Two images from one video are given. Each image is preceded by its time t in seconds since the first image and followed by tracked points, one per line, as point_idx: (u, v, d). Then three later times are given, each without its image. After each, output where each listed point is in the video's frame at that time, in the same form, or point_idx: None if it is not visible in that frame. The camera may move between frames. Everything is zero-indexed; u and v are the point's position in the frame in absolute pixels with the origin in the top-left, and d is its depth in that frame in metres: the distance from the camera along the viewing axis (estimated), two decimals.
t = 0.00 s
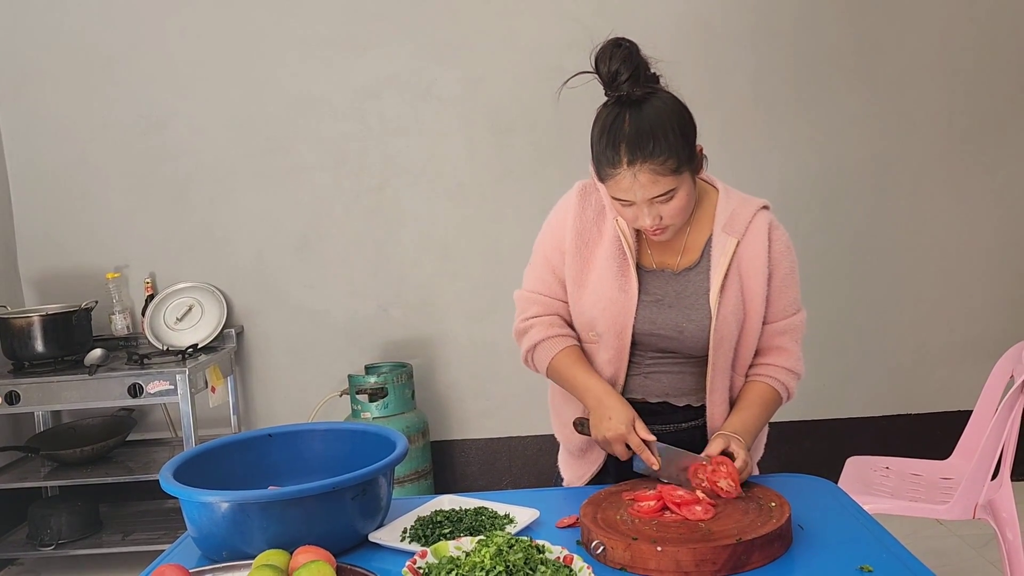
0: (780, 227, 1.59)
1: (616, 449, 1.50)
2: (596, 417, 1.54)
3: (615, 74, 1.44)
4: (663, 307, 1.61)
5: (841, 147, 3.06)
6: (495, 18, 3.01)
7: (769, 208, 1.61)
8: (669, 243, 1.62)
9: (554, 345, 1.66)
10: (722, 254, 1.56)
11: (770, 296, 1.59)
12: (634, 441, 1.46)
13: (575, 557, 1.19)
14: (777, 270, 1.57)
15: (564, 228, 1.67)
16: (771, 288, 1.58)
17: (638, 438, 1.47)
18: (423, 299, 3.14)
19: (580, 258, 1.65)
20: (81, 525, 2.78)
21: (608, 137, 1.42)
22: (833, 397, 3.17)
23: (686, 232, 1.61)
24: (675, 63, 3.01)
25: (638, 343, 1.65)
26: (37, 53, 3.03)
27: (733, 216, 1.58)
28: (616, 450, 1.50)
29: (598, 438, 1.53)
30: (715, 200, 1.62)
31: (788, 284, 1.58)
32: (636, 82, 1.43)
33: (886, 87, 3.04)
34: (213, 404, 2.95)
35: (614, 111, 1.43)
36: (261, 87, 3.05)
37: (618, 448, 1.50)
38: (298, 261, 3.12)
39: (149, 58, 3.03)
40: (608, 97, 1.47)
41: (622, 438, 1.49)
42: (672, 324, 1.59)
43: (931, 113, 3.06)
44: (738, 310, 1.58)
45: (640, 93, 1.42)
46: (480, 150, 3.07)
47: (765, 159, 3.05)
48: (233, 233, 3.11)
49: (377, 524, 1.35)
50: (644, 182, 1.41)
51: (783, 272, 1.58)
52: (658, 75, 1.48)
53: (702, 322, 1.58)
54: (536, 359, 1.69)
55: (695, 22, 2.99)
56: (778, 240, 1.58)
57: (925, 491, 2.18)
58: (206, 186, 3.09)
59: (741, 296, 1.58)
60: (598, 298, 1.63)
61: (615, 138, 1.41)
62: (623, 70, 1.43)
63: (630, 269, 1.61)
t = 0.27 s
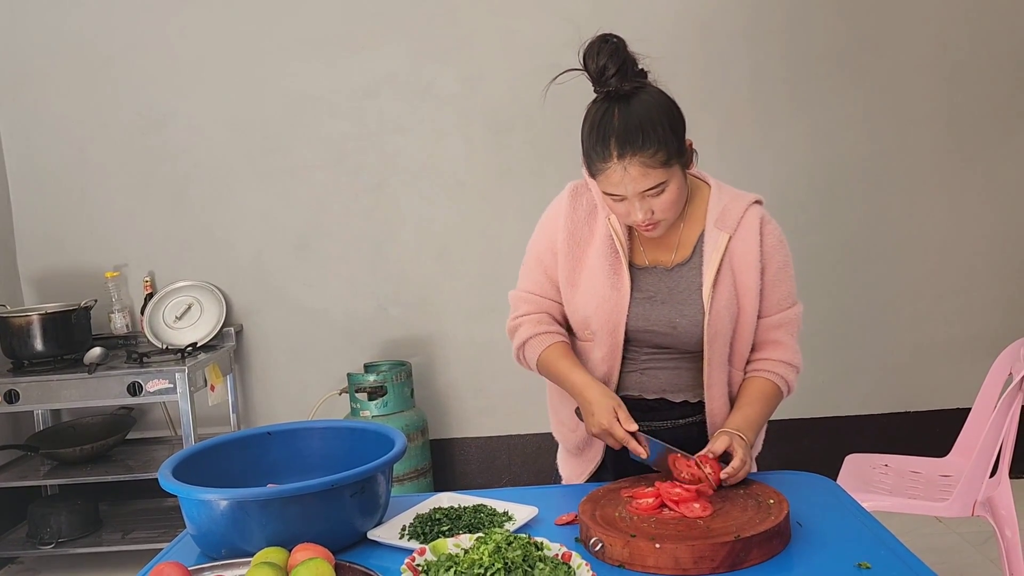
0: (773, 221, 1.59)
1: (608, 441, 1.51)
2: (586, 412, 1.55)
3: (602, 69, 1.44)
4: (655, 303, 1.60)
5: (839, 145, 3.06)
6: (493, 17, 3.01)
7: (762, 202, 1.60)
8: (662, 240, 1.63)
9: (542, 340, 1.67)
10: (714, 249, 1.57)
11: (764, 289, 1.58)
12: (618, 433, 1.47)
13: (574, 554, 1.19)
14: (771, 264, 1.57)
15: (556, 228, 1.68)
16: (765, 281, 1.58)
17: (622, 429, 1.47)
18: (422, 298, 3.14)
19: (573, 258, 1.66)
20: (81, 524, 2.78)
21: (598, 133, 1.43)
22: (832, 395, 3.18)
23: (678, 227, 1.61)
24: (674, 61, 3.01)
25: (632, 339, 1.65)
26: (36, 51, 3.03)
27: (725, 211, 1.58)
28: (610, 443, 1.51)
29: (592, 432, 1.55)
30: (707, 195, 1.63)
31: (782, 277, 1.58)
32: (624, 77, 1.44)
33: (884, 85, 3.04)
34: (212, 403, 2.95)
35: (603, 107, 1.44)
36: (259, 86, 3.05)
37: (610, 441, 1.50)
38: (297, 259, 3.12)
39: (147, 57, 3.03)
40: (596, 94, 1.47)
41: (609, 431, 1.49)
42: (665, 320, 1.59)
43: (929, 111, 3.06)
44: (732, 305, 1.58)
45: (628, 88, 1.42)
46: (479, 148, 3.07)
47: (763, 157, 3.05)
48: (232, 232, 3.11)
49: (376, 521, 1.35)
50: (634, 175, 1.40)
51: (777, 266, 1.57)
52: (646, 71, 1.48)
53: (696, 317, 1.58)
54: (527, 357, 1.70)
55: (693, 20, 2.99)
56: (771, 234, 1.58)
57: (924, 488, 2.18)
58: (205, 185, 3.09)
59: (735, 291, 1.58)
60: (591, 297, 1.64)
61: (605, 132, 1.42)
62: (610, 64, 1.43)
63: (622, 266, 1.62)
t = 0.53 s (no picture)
0: (768, 218, 1.59)
1: (611, 424, 1.53)
2: (591, 395, 1.57)
3: (592, 74, 1.42)
4: (650, 305, 1.61)
5: (838, 144, 3.06)
6: (493, 16, 3.01)
7: (756, 198, 1.60)
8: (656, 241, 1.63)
9: (541, 336, 1.68)
10: (708, 249, 1.56)
11: (760, 287, 1.58)
12: (629, 413, 1.50)
13: (575, 552, 1.19)
14: (766, 260, 1.57)
15: (548, 233, 1.67)
16: (761, 279, 1.58)
17: (632, 411, 1.50)
18: (422, 296, 3.14)
19: (566, 261, 1.66)
20: (80, 523, 2.77)
21: (591, 138, 1.43)
22: (831, 394, 3.18)
23: (673, 228, 1.61)
24: (672, 59, 3.00)
25: (628, 340, 1.65)
26: (34, 50, 3.03)
27: (719, 209, 1.58)
28: (612, 426, 1.53)
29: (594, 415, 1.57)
30: (701, 194, 1.63)
31: (778, 274, 1.57)
32: (615, 81, 1.42)
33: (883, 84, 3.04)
34: (211, 402, 2.95)
35: (594, 111, 1.43)
36: (258, 85, 3.04)
37: (614, 423, 1.52)
38: (296, 258, 3.12)
39: (146, 56, 3.03)
40: (587, 99, 1.46)
41: (617, 411, 1.52)
42: (660, 321, 1.60)
43: (927, 109, 3.06)
44: (728, 303, 1.58)
45: (619, 92, 1.42)
46: (478, 147, 3.07)
47: (762, 156, 3.05)
48: (231, 231, 3.11)
49: (377, 520, 1.35)
50: (628, 181, 1.40)
51: (772, 262, 1.57)
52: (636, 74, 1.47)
53: (691, 318, 1.58)
54: (527, 355, 1.71)
55: (692, 19, 2.99)
56: (765, 231, 1.58)
57: (924, 486, 2.18)
58: (204, 184, 3.09)
59: (730, 290, 1.58)
60: (585, 299, 1.64)
61: (597, 138, 1.42)
62: (600, 70, 1.42)
63: (616, 269, 1.62)
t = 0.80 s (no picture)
0: (767, 218, 1.59)
1: (605, 413, 1.54)
2: (585, 384, 1.58)
3: (589, 80, 1.44)
4: (650, 307, 1.61)
5: (837, 143, 3.06)
6: (492, 15, 3.01)
7: (756, 198, 1.60)
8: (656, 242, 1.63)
9: (535, 329, 1.68)
10: (708, 250, 1.56)
11: (758, 288, 1.58)
12: (623, 403, 1.51)
13: (575, 550, 1.19)
14: (765, 262, 1.57)
15: (546, 233, 1.67)
16: (760, 280, 1.58)
17: (626, 401, 1.52)
18: (421, 295, 3.14)
19: (565, 262, 1.66)
20: (79, 522, 2.77)
21: (588, 144, 1.42)
22: (830, 392, 3.18)
23: (673, 229, 1.61)
24: (672, 58, 3.01)
25: (628, 341, 1.66)
26: (33, 49, 3.03)
27: (718, 210, 1.58)
28: (606, 415, 1.54)
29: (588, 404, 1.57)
30: (700, 194, 1.62)
31: (777, 274, 1.58)
32: (611, 87, 1.43)
33: (882, 83, 3.04)
34: (211, 401, 2.95)
35: (592, 117, 1.43)
36: (258, 84, 3.04)
37: (608, 412, 1.53)
38: (296, 257, 3.12)
39: (145, 55, 3.03)
40: (584, 104, 1.46)
41: (612, 401, 1.53)
42: (660, 323, 1.60)
43: (927, 108, 3.06)
44: (727, 305, 1.58)
45: (616, 98, 1.42)
46: (478, 146, 3.07)
47: (762, 154, 3.05)
48: (230, 229, 3.11)
49: (377, 519, 1.34)
50: (627, 187, 1.41)
51: (771, 263, 1.57)
52: (633, 79, 1.47)
53: (691, 321, 1.58)
54: (521, 346, 1.71)
55: (692, 18, 2.99)
56: (765, 231, 1.57)
57: (923, 484, 2.19)
58: (203, 183, 3.09)
59: (729, 291, 1.58)
60: (584, 300, 1.64)
61: (594, 144, 1.41)
62: (597, 76, 1.43)
63: (615, 269, 1.62)
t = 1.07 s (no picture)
0: (769, 218, 1.59)
1: (605, 415, 1.54)
2: (585, 385, 1.58)
3: (596, 81, 1.43)
4: (652, 308, 1.61)
5: (837, 142, 3.06)
6: (492, 14, 3.01)
7: (758, 199, 1.60)
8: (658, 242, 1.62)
9: (536, 329, 1.68)
10: (710, 251, 1.56)
11: (760, 288, 1.58)
12: (624, 404, 1.52)
13: (575, 548, 1.19)
14: (767, 262, 1.57)
15: (548, 233, 1.67)
16: (761, 280, 1.58)
17: (627, 402, 1.52)
18: (420, 295, 3.14)
19: (567, 262, 1.65)
20: (79, 521, 2.77)
21: (595, 145, 1.42)
22: (830, 392, 3.18)
23: (675, 230, 1.61)
24: (672, 58, 3.01)
25: (630, 342, 1.66)
26: (33, 48, 3.03)
27: (721, 211, 1.58)
28: (607, 417, 1.54)
29: (588, 406, 1.58)
30: (703, 194, 1.63)
31: (779, 275, 1.58)
32: (619, 88, 1.43)
33: (882, 82, 3.04)
34: (210, 400, 2.95)
35: (599, 118, 1.43)
36: (258, 83, 3.04)
37: (608, 414, 1.54)
38: (295, 256, 3.12)
39: (145, 54, 3.03)
40: (590, 105, 1.47)
41: (613, 402, 1.53)
42: (662, 324, 1.60)
43: (927, 108, 3.06)
44: (729, 305, 1.58)
45: (623, 98, 1.42)
46: (477, 146, 3.07)
47: (762, 154, 3.05)
48: (230, 229, 3.11)
49: (376, 517, 1.35)
50: (634, 188, 1.41)
51: (773, 264, 1.57)
52: (640, 80, 1.47)
53: (693, 321, 1.59)
54: (521, 346, 1.71)
55: (691, 18, 2.99)
56: (767, 232, 1.58)
57: (923, 484, 2.19)
58: (202, 182, 3.08)
59: (731, 291, 1.58)
60: (586, 300, 1.64)
61: (602, 145, 1.41)
62: (605, 76, 1.43)
63: (618, 270, 1.62)
